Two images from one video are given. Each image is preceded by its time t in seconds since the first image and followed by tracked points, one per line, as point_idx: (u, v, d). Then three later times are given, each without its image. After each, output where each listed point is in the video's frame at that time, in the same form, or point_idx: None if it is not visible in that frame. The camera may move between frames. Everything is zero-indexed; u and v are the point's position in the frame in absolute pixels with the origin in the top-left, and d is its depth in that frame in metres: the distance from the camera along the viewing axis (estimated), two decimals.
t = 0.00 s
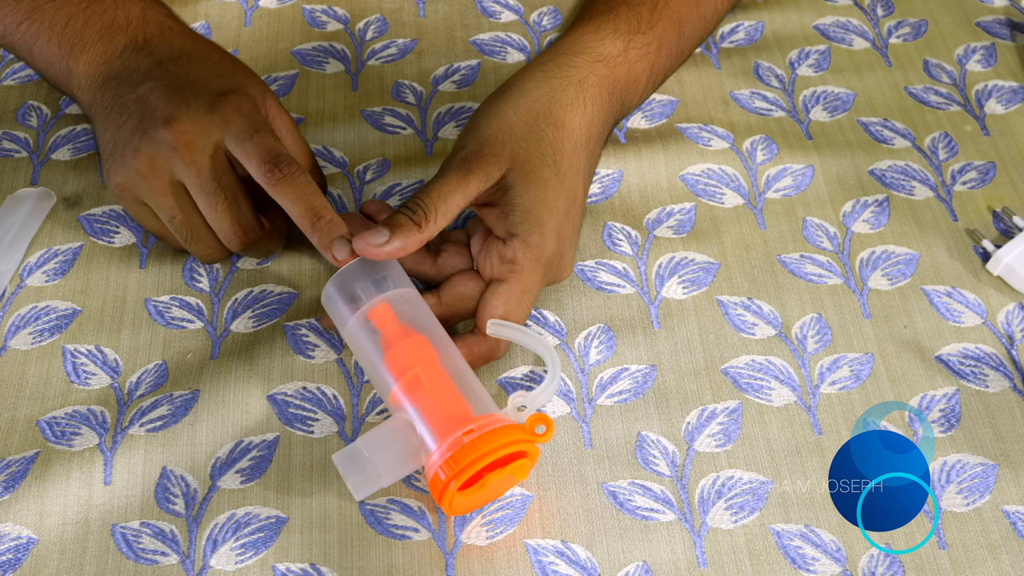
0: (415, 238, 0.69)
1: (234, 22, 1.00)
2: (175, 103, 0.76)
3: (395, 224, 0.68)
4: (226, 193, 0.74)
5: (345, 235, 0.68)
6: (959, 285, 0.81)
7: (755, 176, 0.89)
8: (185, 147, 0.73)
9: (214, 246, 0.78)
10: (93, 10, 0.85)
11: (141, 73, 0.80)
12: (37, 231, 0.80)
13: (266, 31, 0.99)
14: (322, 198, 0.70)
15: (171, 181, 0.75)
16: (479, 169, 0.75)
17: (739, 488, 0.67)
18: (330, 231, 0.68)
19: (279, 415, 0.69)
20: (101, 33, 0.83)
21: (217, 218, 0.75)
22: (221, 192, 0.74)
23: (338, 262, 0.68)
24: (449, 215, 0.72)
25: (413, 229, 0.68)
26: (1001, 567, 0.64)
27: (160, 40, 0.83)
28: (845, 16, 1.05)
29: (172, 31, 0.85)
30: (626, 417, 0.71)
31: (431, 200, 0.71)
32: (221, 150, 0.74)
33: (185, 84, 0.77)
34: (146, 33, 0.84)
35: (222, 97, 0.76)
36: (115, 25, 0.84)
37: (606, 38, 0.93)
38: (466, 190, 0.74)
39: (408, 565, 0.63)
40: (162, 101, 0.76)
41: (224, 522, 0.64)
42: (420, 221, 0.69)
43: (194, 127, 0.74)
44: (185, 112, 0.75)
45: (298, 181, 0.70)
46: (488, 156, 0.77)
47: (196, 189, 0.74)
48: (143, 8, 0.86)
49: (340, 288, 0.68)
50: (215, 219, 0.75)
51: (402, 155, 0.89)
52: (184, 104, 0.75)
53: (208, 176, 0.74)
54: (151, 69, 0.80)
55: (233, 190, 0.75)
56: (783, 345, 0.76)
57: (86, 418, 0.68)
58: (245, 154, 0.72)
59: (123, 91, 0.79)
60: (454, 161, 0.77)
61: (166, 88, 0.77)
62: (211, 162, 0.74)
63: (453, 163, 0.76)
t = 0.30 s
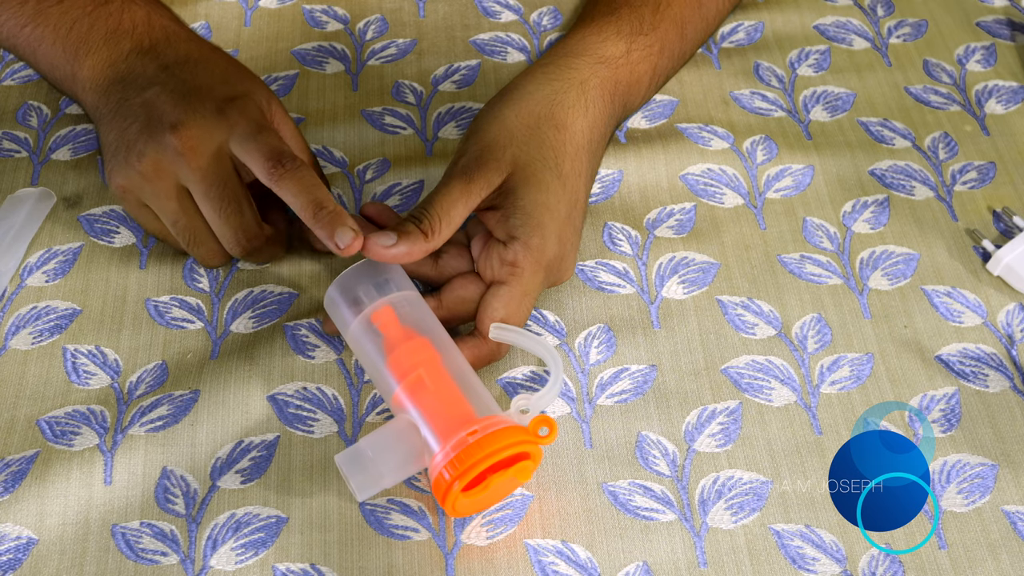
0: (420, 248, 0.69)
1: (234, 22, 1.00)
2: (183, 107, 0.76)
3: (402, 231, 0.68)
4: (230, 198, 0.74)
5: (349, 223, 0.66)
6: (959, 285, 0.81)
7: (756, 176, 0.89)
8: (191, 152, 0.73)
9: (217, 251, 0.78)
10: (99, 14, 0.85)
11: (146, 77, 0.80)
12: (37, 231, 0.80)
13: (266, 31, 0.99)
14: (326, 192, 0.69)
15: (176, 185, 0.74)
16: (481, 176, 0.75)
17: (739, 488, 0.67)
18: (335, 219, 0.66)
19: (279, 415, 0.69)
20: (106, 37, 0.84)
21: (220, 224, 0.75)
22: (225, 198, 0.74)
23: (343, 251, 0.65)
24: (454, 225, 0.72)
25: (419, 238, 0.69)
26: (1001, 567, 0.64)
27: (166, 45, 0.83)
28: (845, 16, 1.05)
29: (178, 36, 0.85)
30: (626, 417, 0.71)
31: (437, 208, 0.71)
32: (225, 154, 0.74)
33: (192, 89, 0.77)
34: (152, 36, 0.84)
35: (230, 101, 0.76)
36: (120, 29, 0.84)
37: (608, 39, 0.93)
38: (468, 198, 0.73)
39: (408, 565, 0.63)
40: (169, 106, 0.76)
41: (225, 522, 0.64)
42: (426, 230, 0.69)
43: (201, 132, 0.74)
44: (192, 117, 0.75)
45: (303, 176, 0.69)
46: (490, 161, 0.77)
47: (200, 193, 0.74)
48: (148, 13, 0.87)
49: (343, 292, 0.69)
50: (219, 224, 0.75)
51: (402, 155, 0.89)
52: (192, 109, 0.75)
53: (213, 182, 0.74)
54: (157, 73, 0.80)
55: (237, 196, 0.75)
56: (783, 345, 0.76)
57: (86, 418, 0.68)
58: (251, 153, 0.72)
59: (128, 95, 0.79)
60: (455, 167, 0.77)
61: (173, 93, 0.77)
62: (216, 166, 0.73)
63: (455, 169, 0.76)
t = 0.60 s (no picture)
0: (421, 250, 0.69)
1: (234, 22, 1.00)
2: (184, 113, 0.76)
3: (403, 232, 0.68)
4: (230, 205, 0.74)
5: (349, 238, 0.66)
6: (959, 285, 0.81)
7: (756, 176, 0.89)
8: (192, 157, 0.73)
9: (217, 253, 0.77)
10: (102, 14, 0.86)
11: (149, 79, 0.80)
12: (36, 231, 0.80)
13: (266, 31, 0.99)
14: (326, 205, 0.69)
15: (176, 187, 0.75)
16: (480, 177, 0.75)
17: (739, 488, 0.67)
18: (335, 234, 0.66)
19: (279, 415, 0.69)
20: (109, 38, 0.84)
21: (219, 229, 0.75)
22: (225, 204, 0.74)
23: (342, 266, 0.65)
24: (454, 226, 0.72)
25: (420, 239, 0.68)
26: (1001, 567, 0.64)
27: (168, 47, 0.83)
28: (845, 16, 1.05)
29: (181, 38, 0.85)
30: (626, 417, 0.71)
31: (437, 209, 0.71)
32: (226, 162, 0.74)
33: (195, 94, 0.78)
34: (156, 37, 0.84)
35: (232, 108, 0.76)
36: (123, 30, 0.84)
37: (608, 39, 0.93)
38: (468, 199, 0.73)
39: (408, 565, 0.63)
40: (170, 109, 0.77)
41: (225, 522, 0.64)
42: (427, 231, 0.69)
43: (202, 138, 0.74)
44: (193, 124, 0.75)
45: (304, 189, 0.69)
46: (490, 162, 0.77)
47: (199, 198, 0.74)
48: (152, 14, 0.87)
49: (344, 293, 0.69)
50: (218, 231, 0.75)
51: (402, 154, 0.89)
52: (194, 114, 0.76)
53: (214, 187, 0.74)
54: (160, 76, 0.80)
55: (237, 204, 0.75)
56: (783, 345, 0.76)
57: (86, 418, 0.68)
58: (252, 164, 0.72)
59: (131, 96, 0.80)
60: (455, 168, 0.77)
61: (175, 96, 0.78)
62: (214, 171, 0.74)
63: (454, 170, 0.76)
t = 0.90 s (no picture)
0: (423, 252, 0.68)
1: (234, 22, 1.00)
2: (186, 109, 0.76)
3: (405, 233, 0.68)
4: (231, 202, 0.74)
5: (350, 239, 0.66)
6: (959, 285, 0.81)
7: (756, 176, 0.89)
8: (192, 155, 0.74)
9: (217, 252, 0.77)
10: (102, 13, 0.86)
11: (149, 78, 0.80)
12: (36, 231, 0.80)
13: (266, 31, 0.99)
14: (326, 205, 0.69)
15: (176, 187, 0.75)
16: (484, 180, 0.75)
17: (738, 488, 0.67)
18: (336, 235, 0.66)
19: (279, 415, 0.70)
20: (108, 36, 0.84)
21: (219, 228, 0.75)
22: (225, 202, 0.74)
23: (343, 267, 0.65)
24: (457, 229, 0.72)
25: (423, 241, 0.68)
26: (1001, 567, 0.64)
27: (168, 46, 0.83)
28: (845, 16, 1.05)
29: (181, 38, 0.85)
30: (626, 417, 0.71)
31: (440, 212, 0.71)
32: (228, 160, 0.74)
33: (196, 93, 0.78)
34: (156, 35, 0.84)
35: (233, 106, 0.76)
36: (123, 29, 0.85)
37: (613, 41, 0.93)
38: (471, 202, 0.73)
39: (408, 565, 0.63)
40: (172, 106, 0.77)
41: (224, 522, 0.64)
42: (429, 233, 0.69)
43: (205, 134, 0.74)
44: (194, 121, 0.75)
45: (305, 189, 0.69)
46: (493, 164, 0.77)
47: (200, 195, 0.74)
48: (152, 13, 0.87)
49: (347, 293, 0.69)
50: (217, 228, 0.75)
51: (401, 155, 0.89)
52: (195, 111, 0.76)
53: (214, 185, 0.74)
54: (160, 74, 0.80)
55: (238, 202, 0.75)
56: (783, 345, 0.76)
57: (86, 418, 0.68)
58: (253, 164, 0.72)
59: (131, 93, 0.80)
60: (458, 170, 0.77)
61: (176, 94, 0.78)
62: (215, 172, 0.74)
63: (458, 173, 0.76)
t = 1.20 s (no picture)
0: (426, 254, 0.69)
1: (234, 22, 1.00)
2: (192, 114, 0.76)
3: (409, 235, 0.68)
4: (235, 206, 0.74)
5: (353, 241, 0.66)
6: (959, 285, 0.81)
7: (756, 176, 0.89)
8: (198, 159, 0.74)
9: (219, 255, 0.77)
10: (107, 17, 0.86)
11: (154, 81, 0.80)
12: (37, 231, 0.80)
13: (266, 31, 0.99)
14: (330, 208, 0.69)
15: (180, 189, 0.75)
16: (487, 183, 0.75)
17: (738, 488, 0.67)
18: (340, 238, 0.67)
19: (279, 415, 0.70)
20: (114, 41, 0.84)
21: (223, 231, 0.75)
22: (231, 206, 0.74)
23: (346, 269, 0.65)
24: (460, 231, 0.72)
25: (426, 243, 0.68)
26: (1001, 567, 0.64)
27: (173, 50, 0.83)
28: (845, 16, 1.05)
29: (186, 42, 0.85)
30: (626, 417, 0.71)
31: (444, 213, 0.71)
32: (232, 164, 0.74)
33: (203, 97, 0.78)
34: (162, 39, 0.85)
35: (239, 110, 0.77)
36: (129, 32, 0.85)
37: (618, 45, 0.93)
38: (475, 205, 0.73)
39: (408, 565, 0.63)
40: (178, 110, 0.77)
41: (224, 522, 0.64)
42: (433, 235, 0.69)
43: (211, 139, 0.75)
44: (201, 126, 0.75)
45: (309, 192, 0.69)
46: (497, 167, 0.77)
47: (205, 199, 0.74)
48: (156, 17, 0.87)
49: (348, 294, 0.69)
50: (222, 233, 0.75)
51: (402, 154, 0.89)
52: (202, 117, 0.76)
53: (219, 189, 0.74)
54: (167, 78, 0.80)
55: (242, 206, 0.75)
56: (783, 345, 0.76)
57: (86, 418, 0.68)
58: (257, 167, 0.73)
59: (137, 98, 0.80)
60: (461, 172, 0.77)
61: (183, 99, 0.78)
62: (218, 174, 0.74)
63: (461, 175, 0.76)
